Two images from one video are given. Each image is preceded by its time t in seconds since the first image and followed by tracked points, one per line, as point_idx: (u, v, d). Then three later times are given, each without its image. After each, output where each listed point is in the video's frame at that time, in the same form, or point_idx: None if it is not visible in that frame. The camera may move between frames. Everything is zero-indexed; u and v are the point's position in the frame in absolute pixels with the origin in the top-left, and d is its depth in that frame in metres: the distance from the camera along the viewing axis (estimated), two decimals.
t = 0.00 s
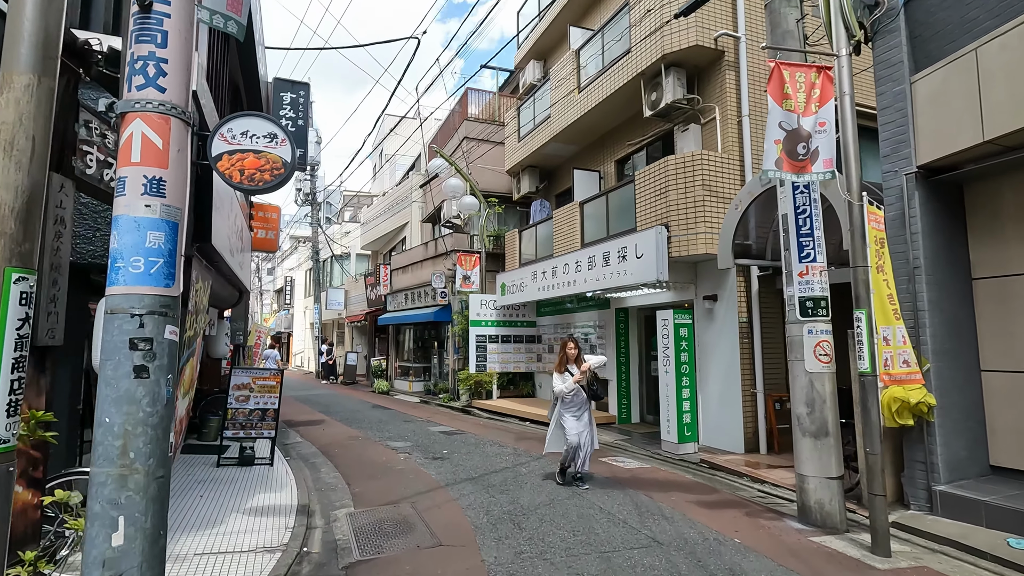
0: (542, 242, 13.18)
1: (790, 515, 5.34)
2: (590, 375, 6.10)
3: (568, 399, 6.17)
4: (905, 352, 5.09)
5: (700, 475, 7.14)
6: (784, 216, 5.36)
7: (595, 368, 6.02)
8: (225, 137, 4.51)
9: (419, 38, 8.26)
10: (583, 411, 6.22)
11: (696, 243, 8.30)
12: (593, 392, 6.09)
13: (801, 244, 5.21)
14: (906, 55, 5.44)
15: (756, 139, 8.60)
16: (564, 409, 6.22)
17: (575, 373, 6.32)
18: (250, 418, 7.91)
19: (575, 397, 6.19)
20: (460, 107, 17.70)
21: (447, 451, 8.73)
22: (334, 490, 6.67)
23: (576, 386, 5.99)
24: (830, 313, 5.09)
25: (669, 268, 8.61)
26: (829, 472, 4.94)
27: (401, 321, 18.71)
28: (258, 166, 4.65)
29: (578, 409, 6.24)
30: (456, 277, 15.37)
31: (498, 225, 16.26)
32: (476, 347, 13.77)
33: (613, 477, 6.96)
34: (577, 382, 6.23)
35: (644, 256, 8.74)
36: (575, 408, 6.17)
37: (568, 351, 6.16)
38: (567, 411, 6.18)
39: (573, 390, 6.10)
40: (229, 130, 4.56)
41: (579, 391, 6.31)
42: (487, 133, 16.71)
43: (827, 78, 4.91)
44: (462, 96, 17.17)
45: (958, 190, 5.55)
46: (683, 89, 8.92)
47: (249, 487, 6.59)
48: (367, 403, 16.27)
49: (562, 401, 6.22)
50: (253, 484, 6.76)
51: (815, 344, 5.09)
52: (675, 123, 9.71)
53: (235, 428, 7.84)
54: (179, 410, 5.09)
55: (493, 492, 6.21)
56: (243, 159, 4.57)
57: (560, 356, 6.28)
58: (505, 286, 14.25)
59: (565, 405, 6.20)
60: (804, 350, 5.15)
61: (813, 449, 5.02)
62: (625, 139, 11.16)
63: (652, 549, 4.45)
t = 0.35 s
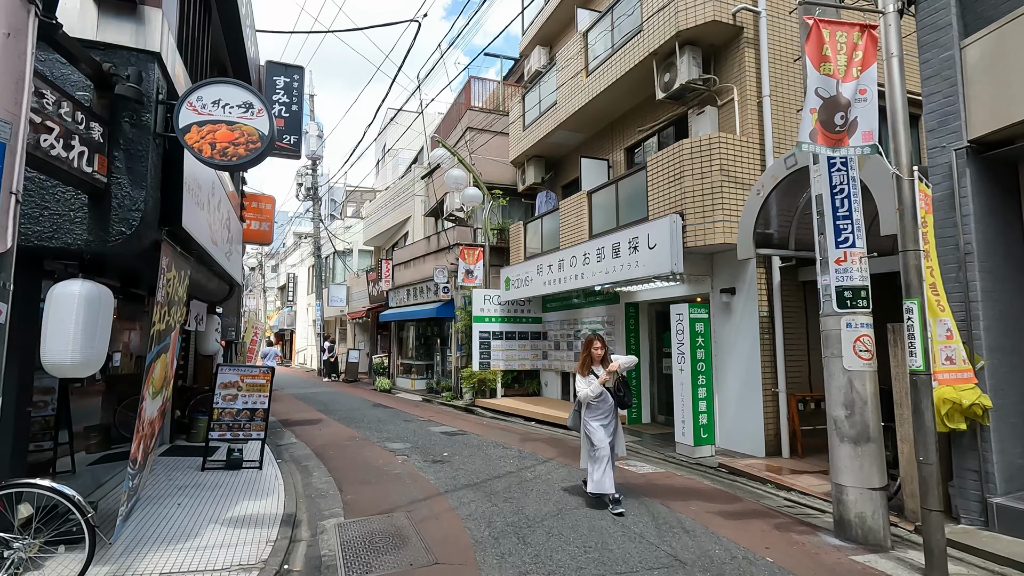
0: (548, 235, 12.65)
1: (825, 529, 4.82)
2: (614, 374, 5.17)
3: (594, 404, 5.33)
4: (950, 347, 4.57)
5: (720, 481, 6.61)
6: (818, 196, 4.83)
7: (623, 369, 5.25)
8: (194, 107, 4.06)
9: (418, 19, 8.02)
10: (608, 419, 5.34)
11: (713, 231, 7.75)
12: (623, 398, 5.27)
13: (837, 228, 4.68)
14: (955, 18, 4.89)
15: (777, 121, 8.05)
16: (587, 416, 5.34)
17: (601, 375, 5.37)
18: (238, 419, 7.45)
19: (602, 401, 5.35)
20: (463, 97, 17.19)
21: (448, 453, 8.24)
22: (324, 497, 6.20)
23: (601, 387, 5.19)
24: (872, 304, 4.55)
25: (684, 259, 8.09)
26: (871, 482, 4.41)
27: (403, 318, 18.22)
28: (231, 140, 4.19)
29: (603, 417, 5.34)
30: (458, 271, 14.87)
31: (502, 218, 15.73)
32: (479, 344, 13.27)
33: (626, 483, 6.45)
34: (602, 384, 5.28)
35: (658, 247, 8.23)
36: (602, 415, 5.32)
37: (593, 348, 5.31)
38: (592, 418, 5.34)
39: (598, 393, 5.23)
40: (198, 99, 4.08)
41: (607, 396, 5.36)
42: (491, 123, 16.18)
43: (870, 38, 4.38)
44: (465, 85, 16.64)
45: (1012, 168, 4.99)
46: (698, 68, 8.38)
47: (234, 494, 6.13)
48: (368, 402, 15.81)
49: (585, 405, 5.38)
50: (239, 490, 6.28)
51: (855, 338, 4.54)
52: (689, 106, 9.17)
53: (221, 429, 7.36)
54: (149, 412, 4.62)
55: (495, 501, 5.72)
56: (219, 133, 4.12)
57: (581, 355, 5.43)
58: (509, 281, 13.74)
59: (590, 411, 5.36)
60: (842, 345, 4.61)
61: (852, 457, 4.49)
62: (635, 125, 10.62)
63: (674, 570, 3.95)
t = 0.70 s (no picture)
0: (564, 235, 12.11)
1: (891, 562, 4.22)
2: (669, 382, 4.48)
3: (643, 417, 4.64)
4: None
5: (758, 501, 6.02)
6: (880, 181, 4.24)
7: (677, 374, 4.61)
8: (173, 81, 3.59)
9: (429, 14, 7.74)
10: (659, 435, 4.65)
11: (746, 226, 7.15)
12: (673, 409, 4.59)
13: (904, 217, 4.09)
14: None
15: (814, 108, 7.45)
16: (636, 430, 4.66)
17: (649, 383, 4.66)
18: (235, 429, 6.97)
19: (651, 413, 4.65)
20: (474, 95, 16.72)
21: (460, 466, 7.70)
22: (325, 516, 5.70)
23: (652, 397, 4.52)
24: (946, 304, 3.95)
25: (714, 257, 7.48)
26: (949, 511, 3.82)
27: (413, 321, 17.76)
28: (214, 119, 3.70)
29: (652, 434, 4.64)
30: (470, 273, 14.37)
31: (515, 218, 15.20)
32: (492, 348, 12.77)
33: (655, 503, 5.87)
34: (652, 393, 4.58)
35: (684, 244, 7.63)
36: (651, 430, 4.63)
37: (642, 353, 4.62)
38: (641, 434, 4.64)
39: (648, 404, 4.55)
40: (178, 73, 3.62)
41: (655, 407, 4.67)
42: (503, 120, 15.68)
43: None
44: (477, 82, 16.17)
45: None
46: (726, 52, 7.80)
47: (229, 512, 5.64)
48: (377, 408, 15.33)
49: (632, 418, 4.68)
50: (233, 508, 5.78)
51: (929, 344, 3.94)
52: (716, 95, 8.60)
53: (217, 439, 6.89)
54: (126, 425, 4.14)
55: (512, 524, 5.18)
56: (200, 110, 3.64)
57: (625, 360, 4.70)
58: (522, 283, 13.22)
59: (639, 425, 4.67)
60: (912, 351, 4.01)
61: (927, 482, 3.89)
62: (657, 117, 10.04)
63: None
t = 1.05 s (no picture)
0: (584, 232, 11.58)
1: None
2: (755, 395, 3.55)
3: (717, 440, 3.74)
4: None
5: (807, 520, 5.44)
6: (963, 159, 3.69)
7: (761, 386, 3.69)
8: (153, 48, 3.16)
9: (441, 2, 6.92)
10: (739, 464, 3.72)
11: (787, 217, 6.57)
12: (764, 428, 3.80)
13: (994, 198, 3.52)
14: None
15: (860, 90, 6.85)
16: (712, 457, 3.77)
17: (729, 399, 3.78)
18: (238, 438, 6.55)
19: (729, 433, 3.73)
20: (489, 90, 16.26)
21: (477, 476, 7.21)
22: (333, 534, 5.25)
23: (732, 415, 3.57)
24: None
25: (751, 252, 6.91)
26: None
27: (427, 323, 17.33)
28: (200, 91, 3.26)
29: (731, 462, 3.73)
30: (486, 273, 13.89)
31: (532, 216, 14.69)
32: (509, 351, 12.29)
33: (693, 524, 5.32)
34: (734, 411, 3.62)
35: (718, 238, 7.08)
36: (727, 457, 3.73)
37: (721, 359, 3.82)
38: (715, 461, 3.75)
39: (728, 424, 3.66)
40: (158, 38, 3.19)
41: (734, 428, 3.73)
42: (519, 116, 15.21)
43: None
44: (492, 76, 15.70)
45: None
46: (762, 31, 7.24)
47: (229, 529, 5.21)
48: (390, 412, 14.92)
49: (704, 439, 3.82)
50: (233, 525, 5.33)
51: None
52: (750, 80, 8.03)
53: (220, 449, 6.46)
54: (107, 437, 3.70)
55: (537, 546, 4.66)
56: (184, 80, 3.20)
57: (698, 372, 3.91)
58: (540, 283, 12.71)
59: (712, 449, 3.77)
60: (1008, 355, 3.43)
61: None
62: (684, 106, 9.49)
63: None
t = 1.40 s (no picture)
0: (602, 217, 10.98)
1: None
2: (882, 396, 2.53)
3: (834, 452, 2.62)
4: None
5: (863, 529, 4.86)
6: None
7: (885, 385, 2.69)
8: None
9: None
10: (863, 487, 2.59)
11: (833, 192, 5.93)
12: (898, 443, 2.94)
13: None
14: None
15: (915, 51, 6.19)
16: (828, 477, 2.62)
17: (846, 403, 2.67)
18: (235, 434, 6.08)
19: (850, 445, 2.62)
20: (501, 71, 15.63)
21: (492, 476, 6.68)
22: (335, 541, 4.75)
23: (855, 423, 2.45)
24: None
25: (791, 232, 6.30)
26: None
27: (437, 313, 16.82)
28: (164, 25, 2.74)
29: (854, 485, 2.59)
30: (498, 261, 13.34)
31: (546, 201, 14.08)
32: (523, 342, 11.76)
33: (735, 533, 4.76)
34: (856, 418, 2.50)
35: (755, 218, 6.47)
36: (847, 474, 2.60)
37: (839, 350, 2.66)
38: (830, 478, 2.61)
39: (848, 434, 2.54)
40: None
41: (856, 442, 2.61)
42: (532, 97, 14.59)
43: None
44: (503, 57, 15.06)
45: None
46: None
47: (221, 535, 4.74)
48: (400, 405, 14.45)
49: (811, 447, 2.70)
50: (226, 531, 4.84)
51: None
52: (787, 47, 7.38)
53: (214, 446, 5.99)
54: (69, 438, 3.19)
55: (562, 559, 4.14)
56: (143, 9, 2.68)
57: (803, 368, 2.76)
58: (554, 271, 12.14)
59: (825, 463, 2.64)
60: None
61: None
62: (712, 78, 8.83)
63: None
